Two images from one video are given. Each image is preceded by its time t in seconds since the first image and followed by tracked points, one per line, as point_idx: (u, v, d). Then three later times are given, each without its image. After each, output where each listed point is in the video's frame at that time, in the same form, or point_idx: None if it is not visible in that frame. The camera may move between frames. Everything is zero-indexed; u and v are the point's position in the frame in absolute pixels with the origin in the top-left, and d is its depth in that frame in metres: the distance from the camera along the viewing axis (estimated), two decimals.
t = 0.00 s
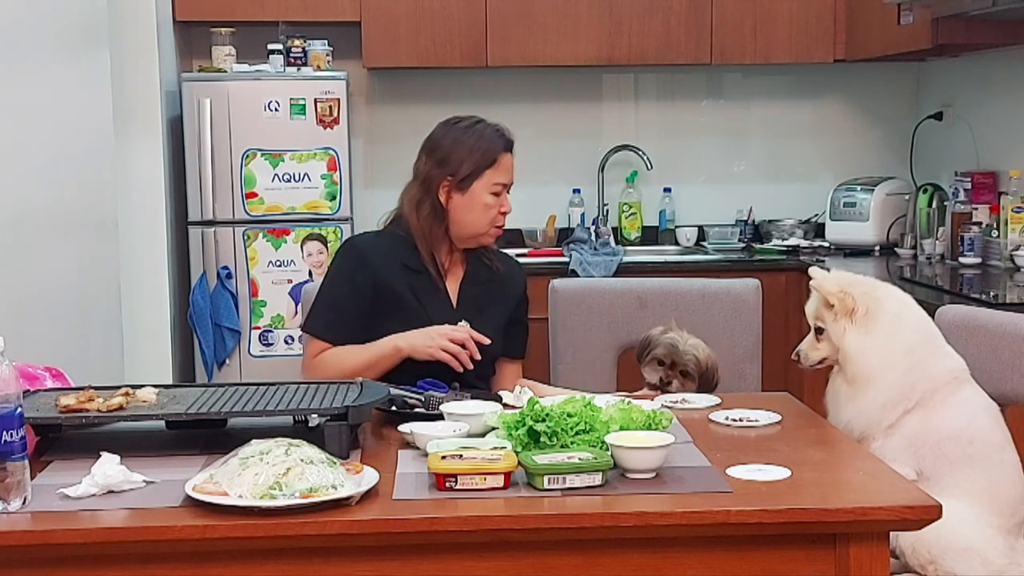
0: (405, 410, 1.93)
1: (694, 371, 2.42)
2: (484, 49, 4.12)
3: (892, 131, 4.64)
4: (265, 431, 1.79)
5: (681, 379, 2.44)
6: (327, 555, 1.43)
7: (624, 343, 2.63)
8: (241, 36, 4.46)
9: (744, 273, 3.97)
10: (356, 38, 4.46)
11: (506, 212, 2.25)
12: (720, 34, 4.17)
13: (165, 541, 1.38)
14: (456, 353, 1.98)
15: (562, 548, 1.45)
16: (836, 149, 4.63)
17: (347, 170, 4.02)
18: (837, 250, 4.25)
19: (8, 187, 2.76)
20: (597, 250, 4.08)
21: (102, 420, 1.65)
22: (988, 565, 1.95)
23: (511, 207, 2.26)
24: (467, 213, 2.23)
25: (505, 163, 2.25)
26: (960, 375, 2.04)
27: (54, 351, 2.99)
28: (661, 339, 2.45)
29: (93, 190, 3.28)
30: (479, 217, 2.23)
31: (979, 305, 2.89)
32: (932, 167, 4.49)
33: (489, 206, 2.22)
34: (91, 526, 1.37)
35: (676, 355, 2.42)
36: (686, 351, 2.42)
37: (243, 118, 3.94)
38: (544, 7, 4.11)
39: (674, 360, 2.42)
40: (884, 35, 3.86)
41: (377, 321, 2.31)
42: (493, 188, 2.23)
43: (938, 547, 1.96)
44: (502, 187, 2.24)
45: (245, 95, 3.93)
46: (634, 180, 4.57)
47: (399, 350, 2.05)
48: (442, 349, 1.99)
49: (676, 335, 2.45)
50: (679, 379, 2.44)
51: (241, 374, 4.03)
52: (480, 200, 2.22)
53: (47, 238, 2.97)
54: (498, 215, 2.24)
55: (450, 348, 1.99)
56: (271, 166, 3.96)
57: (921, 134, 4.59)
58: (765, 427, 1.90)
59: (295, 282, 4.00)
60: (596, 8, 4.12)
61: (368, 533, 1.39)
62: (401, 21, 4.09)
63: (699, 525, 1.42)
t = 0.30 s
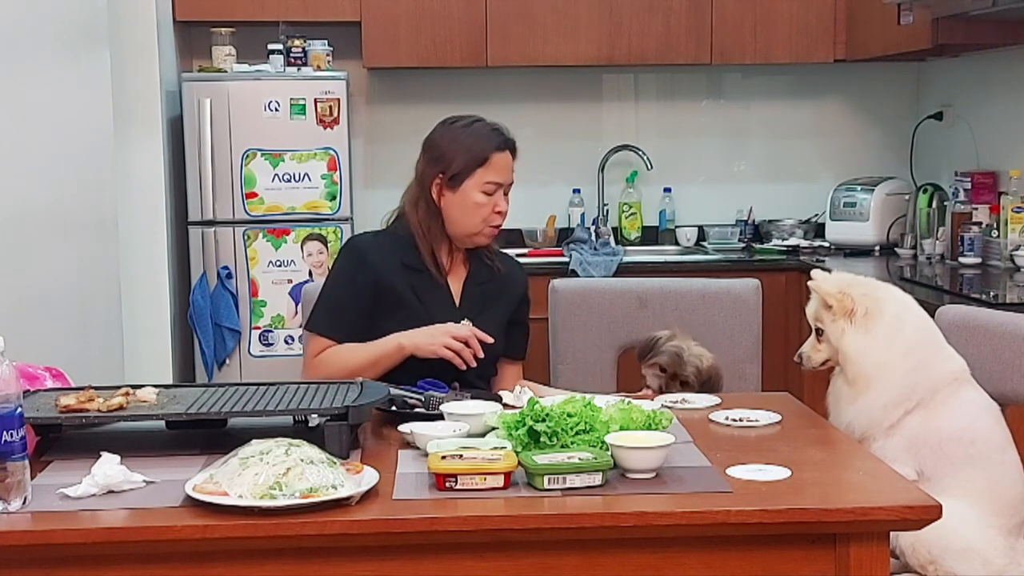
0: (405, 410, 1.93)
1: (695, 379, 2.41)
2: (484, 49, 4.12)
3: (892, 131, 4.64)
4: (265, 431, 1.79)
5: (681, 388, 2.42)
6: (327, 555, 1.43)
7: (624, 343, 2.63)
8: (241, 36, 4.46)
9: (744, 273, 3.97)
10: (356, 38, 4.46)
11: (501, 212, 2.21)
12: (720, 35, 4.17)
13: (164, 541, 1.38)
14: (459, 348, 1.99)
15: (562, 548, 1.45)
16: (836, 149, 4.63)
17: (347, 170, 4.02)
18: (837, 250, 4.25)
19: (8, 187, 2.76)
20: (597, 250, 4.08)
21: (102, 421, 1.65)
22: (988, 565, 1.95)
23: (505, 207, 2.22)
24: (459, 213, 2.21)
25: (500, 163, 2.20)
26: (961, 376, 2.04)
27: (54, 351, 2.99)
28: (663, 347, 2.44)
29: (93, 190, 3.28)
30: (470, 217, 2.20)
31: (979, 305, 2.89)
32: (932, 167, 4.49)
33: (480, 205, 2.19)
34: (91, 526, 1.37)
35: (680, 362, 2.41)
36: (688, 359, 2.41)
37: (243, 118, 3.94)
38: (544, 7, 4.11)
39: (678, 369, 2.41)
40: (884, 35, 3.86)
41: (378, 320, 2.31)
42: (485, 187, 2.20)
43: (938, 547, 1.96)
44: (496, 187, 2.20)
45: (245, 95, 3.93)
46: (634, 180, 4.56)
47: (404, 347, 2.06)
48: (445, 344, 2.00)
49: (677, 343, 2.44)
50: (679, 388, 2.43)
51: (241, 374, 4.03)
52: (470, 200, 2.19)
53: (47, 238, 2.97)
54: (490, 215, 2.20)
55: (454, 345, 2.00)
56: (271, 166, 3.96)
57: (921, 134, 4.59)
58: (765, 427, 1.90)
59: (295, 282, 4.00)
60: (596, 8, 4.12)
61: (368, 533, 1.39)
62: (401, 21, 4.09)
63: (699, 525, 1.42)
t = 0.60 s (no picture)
0: (405, 410, 1.93)
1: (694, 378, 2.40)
2: (484, 49, 4.12)
3: (892, 131, 4.64)
4: (265, 431, 1.79)
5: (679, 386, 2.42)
6: (327, 555, 1.43)
7: (624, 343, 2.63)
8: (241, 36, 4.46)
9: (744, 273, 3.97)
10: (356, 38, 4.46)
11: (470, 211, 2.14)
12: (720, 35, 4.17)
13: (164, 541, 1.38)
14: (482, 351, 1.96)
15: (561, 548, 1.45)
16: (836, 149, 4.63)
17: (347, 170, 4.02)
18: (837, 249, 4.25)
19: (8, 187, 2.76)
20: (597, 250, 4.08)
21: (102, 420, 1.65)
22: (988, 565, 1.95)
23: (476, 206, 2.14)
24: (437, 206, 2.20)
25: (473, 162, 2.13)
26: (961, 376, 2.04)
27: (54, 350, 2.99)
28: (667, 343, 2.45)
29: (93, 190, 3.28)
30: (443, 212, 2.18)
31: (978, 305, 2.89)
32: (932, 167, 4.49)
33: (450, 201, 2.16)
34: (91, 526, 1.38)
35: (680, 359, 2.41)
36: (689, 357, 2.41)
37: (243, 118, 3.94)
38: (543, 7, 4.11)
39: (677, 364, 2.41)
40: (884, 35, 3.86)
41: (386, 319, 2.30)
42: (456, 183, 2.15)
43: (938, 547, 1.97)
44: (468, 185, 2.13)
45: (245, 95, 3.93)
46: (634, 180, 4.57)
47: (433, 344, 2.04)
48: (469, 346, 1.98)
49: (682, 341, 2.45)
50: (677, 384, 2.42)
51: (241, 374, 4.03)
52: (443, 195, 2.16)
53: (47, 238, 2.97)
54: (459, 212, 2.15)
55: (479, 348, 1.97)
56: (271, 166, 3.96)
57: (921, 134, 4.59)
58: (765, 427, 1.90)
59: (295, 282, 4.00)
60: (596, 8, 4.12)
61: (368, 533, 1.39)
62: (401, 21, 4.09)
63: (699, 525, 1.42)
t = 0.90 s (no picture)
0: (405, 409, 1.93)
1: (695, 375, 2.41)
2: (484, 49, 4.12)
3: (891, 132, 4.64)
4: (265, 431, 1.79)
5: (682, 381, 2.43)
6: (327, 555, 1.43)
7: (624, 343, 2.63)
8: (241, 36, 4.46)
9: (744, 273, 3.97)
10: (356, 38, 4.46)
11: (434, 197, 2.20)
12: (720, 36, 4.17)
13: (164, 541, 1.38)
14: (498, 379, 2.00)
15: (561, 548, 1.45)
16: (836, 149, 4.63)
17: (347, 170, 4.02)
18: (837, 249, 4.25)
19: (8, 187, 2.76)
20: (597, 250, 4.08)
21: (102, 421, 1.65)
22: (988, 565, 1.95)
23: (439, 191, 2.20)
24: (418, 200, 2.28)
25: (439, 150, 2.21)
26: (961, 376, 2.04)
27: (54, 351, 2.99)
28: (669, 339, 2.46)
29: (93, 190, 3.28)
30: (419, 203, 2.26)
31: (978, 305, 2.89)
32: (932, 167, 4.48)
33: (422, 190, 2.24)
34: (91, 526, 1.38)
35: (681, 355, 2.42)
36: (691, 354, 2.42)
37: (243, 118, 3.94)
38: (544, 7, 4.11)
39: (678, 362, 2.43)
40: (884, 35, 3.86)
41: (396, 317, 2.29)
42: (427, 173, 2.23)
43: (938, 547, 1.96)
44: (435, 172, 2.21)
45: (245, 95, 3.93)
46: (634, 180, 4.56)
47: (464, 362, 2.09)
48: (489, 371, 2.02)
49: (685, 337, 2.45)
50: (679, 380, 2.43)
51: (241, 374, 4.03)
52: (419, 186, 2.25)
53: (47, 238, 2.98)
54: (428, 200, 2.22)
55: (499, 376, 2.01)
56: (271, 166, 3.96)
57: (921, 134, 4.59)
58: (765, 427, 1.90)
59: (295, 282, 4.00)
60: (596, 8, 4.12)
61: (368, 533, 1.39)
62: (401, 21, 4.09)
63: (699, 525, 1.42)
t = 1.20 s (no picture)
0: (405, 409, 1.93)
1: (694, 363, 2.41)
2: (484, 49, 4.12)
3: (891, 131, 4.64)
4: (265, 432, 1.79)
5: (681, 370, 2.44)
6: (327, 555, 1.43)
7: (624, 343, 2.62)
8: (241, 36, 4.46)
9: (744, 273, 3.97)
10: (356, 38, 4.46)
11: (426, 194, 2.22)
12: (720, 36, 4.17)
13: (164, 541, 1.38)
14: (504, 383, 2.01)
15: (561, 548, 1.45)
16: (836, 149, 4.63)
17: (347, 170, 4.02)
18: (837, 249, 4.25)
19: (8, 187, 2.76)
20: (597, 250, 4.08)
21: (102, 420, 1.65)
22: (988, 565, 1.95)
23: (431, 188, 2.21)
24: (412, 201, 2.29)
25: (430, 148, 2.23)
26: (962, 377, 2.04)
27: (54, 351, 2.99)
28: (669, 330, 2.48)
29: (93, 190, 3.28)
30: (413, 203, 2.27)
31: (978, 305, 2.89)
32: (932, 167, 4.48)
33: (415, 190, 2.25)
34: (91, 526, 1.38)
35: (680, 344, 2.43)
36: (689, 343, 2.42)
37: (243, 118, 3.94)
38: (544, 7, 4.11)
39: (677, 350, 2.43)
40: (884, 35, 3.86)
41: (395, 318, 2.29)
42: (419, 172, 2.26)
43: (938, 547, 1.97)
44: (427, 171, 2.23)
45: (245, 95, 3.93)
46: (634, 180, 4.56)
47: (465, 372, 2.09)
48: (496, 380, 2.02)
49: (685, 327, 2.47)
50: (679, 369, 2.44)
51: (241, 374, 4.03)
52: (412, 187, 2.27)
53: (47, 238, 2.98)
54: (421, 199, 2.23)
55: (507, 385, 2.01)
56: (271, 166, 3.96)
57: (921, 134, 4.59)
58: (765, 427, 1.90)
59: (295, 282, 4.00)
60: (596, 7, 4.12)
61: (368, 533, 1.39)
62: (401, 21, 4.10)
63: (699, 525, 1.42)
